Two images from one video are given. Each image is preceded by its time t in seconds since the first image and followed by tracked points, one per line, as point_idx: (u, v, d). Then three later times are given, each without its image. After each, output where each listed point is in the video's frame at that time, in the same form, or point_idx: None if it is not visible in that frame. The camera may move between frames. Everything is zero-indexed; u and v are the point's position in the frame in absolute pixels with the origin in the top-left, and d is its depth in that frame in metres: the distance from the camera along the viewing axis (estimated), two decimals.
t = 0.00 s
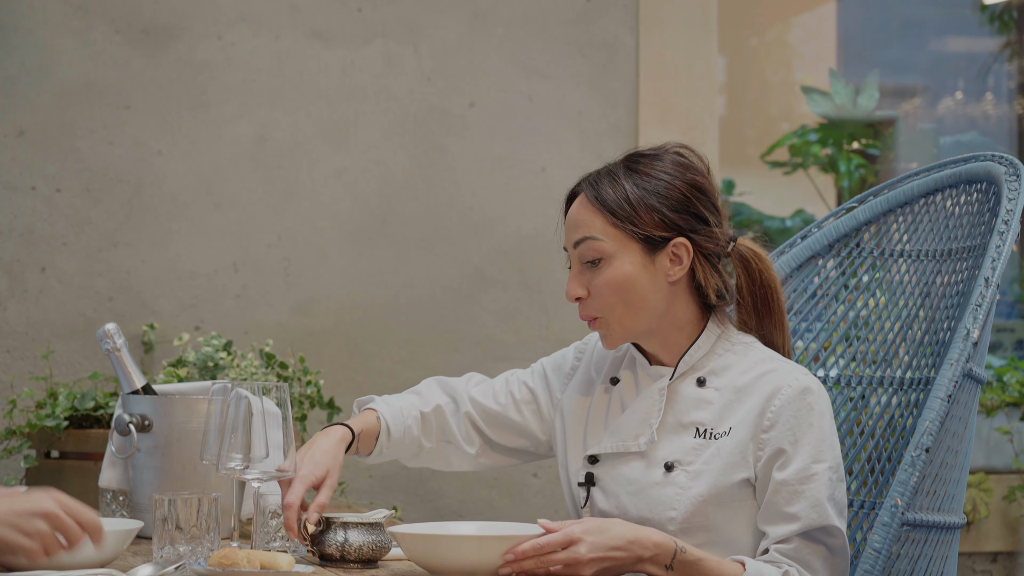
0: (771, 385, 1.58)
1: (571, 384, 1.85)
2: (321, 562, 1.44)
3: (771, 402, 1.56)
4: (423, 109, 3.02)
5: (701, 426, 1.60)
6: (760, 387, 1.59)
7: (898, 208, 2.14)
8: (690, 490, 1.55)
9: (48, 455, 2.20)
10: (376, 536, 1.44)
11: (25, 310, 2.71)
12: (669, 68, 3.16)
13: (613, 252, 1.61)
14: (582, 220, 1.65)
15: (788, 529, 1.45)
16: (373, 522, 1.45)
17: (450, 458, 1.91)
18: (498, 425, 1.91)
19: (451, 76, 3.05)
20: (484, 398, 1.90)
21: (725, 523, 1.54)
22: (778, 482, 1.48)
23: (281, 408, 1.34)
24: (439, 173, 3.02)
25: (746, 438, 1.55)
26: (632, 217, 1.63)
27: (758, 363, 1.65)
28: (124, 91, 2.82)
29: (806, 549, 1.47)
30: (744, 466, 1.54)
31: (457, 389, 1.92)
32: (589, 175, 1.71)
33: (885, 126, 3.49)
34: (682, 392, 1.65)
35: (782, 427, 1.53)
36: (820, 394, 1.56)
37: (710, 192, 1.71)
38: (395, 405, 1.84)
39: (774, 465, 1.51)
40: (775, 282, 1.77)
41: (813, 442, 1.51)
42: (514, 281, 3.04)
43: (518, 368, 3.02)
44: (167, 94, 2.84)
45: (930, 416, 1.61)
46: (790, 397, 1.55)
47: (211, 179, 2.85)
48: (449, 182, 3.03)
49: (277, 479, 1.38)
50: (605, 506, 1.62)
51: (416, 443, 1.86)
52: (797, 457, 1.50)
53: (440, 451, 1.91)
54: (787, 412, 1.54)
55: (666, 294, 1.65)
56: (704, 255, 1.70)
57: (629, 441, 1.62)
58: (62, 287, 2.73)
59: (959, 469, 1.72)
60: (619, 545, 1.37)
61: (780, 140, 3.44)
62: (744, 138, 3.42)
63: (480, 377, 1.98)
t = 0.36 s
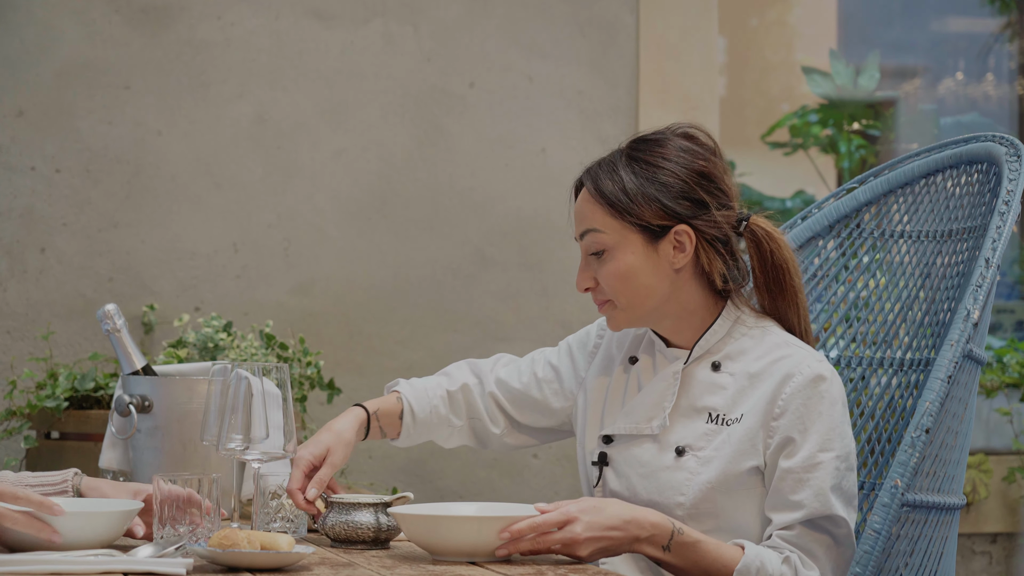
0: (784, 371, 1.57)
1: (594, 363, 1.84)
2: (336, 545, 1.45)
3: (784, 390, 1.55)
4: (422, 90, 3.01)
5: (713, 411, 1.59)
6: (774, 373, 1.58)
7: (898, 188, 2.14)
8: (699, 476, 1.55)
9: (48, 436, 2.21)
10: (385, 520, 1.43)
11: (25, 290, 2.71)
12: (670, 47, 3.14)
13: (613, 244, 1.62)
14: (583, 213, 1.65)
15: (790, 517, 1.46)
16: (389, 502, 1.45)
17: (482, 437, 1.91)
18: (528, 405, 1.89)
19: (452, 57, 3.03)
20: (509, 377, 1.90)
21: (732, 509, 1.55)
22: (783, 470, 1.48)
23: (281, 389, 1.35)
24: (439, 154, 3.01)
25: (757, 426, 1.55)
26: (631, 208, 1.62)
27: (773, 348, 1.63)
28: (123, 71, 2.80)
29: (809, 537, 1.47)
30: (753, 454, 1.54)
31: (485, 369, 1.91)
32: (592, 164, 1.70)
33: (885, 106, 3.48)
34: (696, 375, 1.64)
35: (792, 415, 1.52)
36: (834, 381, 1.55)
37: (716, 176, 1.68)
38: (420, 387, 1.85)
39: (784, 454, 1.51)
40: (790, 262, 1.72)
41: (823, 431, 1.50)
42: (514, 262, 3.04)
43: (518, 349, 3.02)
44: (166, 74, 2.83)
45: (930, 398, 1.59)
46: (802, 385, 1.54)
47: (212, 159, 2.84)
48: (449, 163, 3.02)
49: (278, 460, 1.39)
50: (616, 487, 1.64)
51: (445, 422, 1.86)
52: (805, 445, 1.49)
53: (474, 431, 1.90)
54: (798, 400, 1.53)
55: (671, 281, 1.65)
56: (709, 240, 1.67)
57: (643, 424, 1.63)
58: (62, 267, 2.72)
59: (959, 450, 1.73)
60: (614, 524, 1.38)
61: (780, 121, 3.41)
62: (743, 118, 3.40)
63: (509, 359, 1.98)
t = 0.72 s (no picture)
0: (793, 353, 1.56)
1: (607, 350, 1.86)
2: (336, 526, 1.45)
3: (792, 372, 1.54)
4: (422, 73, 2.99)
5: (724, 395, 1.59)
6: (783, 355, 1.57)
7: (898, 170, 2.13)
8: (709, 460, 1.55)
9: (48, 419, 2.21)
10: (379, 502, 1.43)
11: (25, 273, 2.70)
12: (671, 29, 3.12)
13: (620, 225, 1.63)
14: (591, 195, 1.66)
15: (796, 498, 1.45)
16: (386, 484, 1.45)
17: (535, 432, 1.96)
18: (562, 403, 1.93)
19: (452, 39, 3.02)
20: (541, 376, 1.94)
21: (741, 493, 1.54)
22: (790, 452, 1.47)
23: (281, 371, 1.35)
24: (439, 137, 3.00)
25: (766, 409, 1.54)
26: (638, 190, 1.62)
27: (783, 331, 1.62)
28: (122, 53, 2.78)
29: (816, 517, 1.46)
30: (763, 437, 1.53)
31: (523, 369, 1.98)
32: (602, 144, 1.70)
33: (885, 89, 3.45)
34: (706, 359, 1.64)
35: (801, 397, 1.51)
36: (843, 362, 1.54)
37: (725, 157, 1.67)
38: (465, 387, 1.94)
39: (794, 436, 1.50)
40: (800, 245, 1.70)
41: (832, 413, 1.49)
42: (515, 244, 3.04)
43: (517, 332, 3.02)
44: (165, 56, 2.81)
45: (930, 379, 1.59)
46: (811, 366, 1.53)
47: (212, 142, 2.83)
48: (449, 145, 3.01)
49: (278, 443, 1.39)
50: (626, 471, 1.64)
51: (491, 421, 1.93)
52: (813, 427, 1.49)
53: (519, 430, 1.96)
54: (807, 382, 1.52)
55: (678, 264, 1.65)
56: (718, 221, 1.66)
57: (651, 408, 1.63)
58: (62, 250, 2.71)
59: (959, 433, 1.73)
60: (617, 501, 1.39)
61: (780, 103, 3.41)
62: (744, 101, 3.40)
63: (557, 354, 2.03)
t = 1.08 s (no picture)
0: (773, 327, 1.58)
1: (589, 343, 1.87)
2: (332, 511, 1.46)
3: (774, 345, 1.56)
4: (422, 58, 2.98)
5: (706, 372, 1.60)
6: (763, 329, 1.59)
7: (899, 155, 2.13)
8: (695, 437, 1.56)
9: (48, 404, 2.20)
10: (377, 487, 1.44)
11: (25, 259, 2.68)
12: (670, 14, 3.12)
13: (589, 217, 1.66)
14: (564, 184, 1.69)
15: (795, 471, 1.48)
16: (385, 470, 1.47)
17: (547, 433, 1.99)
18: (563, 404, 1.95)
19: (452, 24, 3.01)
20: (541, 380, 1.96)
21: (733, 468, 1.56)
22: (784, 426, 1.49)
23: (281, 357, 1.35)
24: (439, 122, 2.99)
25: (749, 384, 1.56)
26: (606, 183, 1.65)
27: (760, 306, 1.64)
28: (121, 38, 2.76)
29: (821, 484, 1.49)
30: (749, 412, 1.55)
31: (529, 372, 2.01)
32: (581, 132, 1.73)
33: (885, 75, 3.47)
34: (685, 339, 1.64)
35: (784, 369, 1.54)
36: (821, 332, 1.57)
37: (696, 155, 1.67)
38: (481, 391, 1.96)
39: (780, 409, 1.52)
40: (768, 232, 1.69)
41: (817, 383, 1.51)
42: (514, 229, 3.04)
43: (517, 318, 3.03)
44: (165, 41, 2.79)
45: (930, 365, 1.58)
46: (792, 339, 1.55)
47: (211, 127, 2.81)
48: (448, 130, 3.00)
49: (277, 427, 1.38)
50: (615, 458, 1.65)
51: (507, 423, 1.96)
52: (799, 398, 1.51)
53: (530, 433, 1.99)
54: (789, 354, 1.54)
55: (646, 257, 1.67)
56: (685, 220, 1.67)
57: (635, 393, 1.63)
58: (61, 235, 2.70)
59: (959, 418, 1.73)
60: (629, 483, 1.38)
61: (780, 89, 3.40)
62: (744, 86, 3.38)
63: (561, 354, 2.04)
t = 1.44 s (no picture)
0: (717, 324, 1.61)
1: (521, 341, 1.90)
2: (331, 501, 1.46)
3: (718, 342, 1.59)
4: (422, 47, 2.97)
5: (648, 371, 1.62)
6: (704, 328, 1.62)
7: (898, 146, 2.12)
8: (641, 436, 1.58)
9: (49, 394, 2.21)
10: (376, 477, 1.44)
11: (25, 249, 2.66)
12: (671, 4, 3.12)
13: (524, 211, 1.68)
14: (499, 177, 1.70)
15: (771, 460, 1.51)
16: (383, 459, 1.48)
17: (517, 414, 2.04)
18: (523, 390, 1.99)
19: (452, 14, 3.00)
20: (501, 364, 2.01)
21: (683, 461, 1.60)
22: (751, 423, 1.51)
23: (280, 347, 1.36)
24: (439, 112, 2.98)
25: (694, 382, 1.58)
26: (542, 176, 1.66)
27: (698, 304, 1.67)
28: (121, 27, 2.75)
29: (800, 464, 1.52)
30: (694, 410, 1.57)
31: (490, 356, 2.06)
32: (516, 126, 1.73)
33: (886, 65, 3.48)
34: (625, 339, 1.66)
35: (728, 364, 1.56)
36: (763, 324, 1.60)
37: (631, 146, 1.69)
38: (454, 380, 2.00)
39: (726, 403, 1.55)
40: (702, 221, 1.72)
41: (763, 377, 1.54)
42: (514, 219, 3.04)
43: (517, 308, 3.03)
44: (165, 31, 2.78)
45: (929, 354, 1.57)
46: (735, 336, 1.58)
47: (211, 117, 2.81)
48: (449, 120, 2.99)
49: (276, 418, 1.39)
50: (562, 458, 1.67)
51: (485, 409, 2.00)
52: (748, 394, 1.54)
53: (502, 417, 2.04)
54: (733, 351, 1.57)
55: (585, 249, 1.69)
56: (621, 210, 1.69)
57: (579, 394, 1.66)
58: (61, 226, 2.69)
59: (957, 408, 1.74)
60: (630, 475, 1.37)
61: (781, 79, 3.39)
62: (744, 76, 3.37)
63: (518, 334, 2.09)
